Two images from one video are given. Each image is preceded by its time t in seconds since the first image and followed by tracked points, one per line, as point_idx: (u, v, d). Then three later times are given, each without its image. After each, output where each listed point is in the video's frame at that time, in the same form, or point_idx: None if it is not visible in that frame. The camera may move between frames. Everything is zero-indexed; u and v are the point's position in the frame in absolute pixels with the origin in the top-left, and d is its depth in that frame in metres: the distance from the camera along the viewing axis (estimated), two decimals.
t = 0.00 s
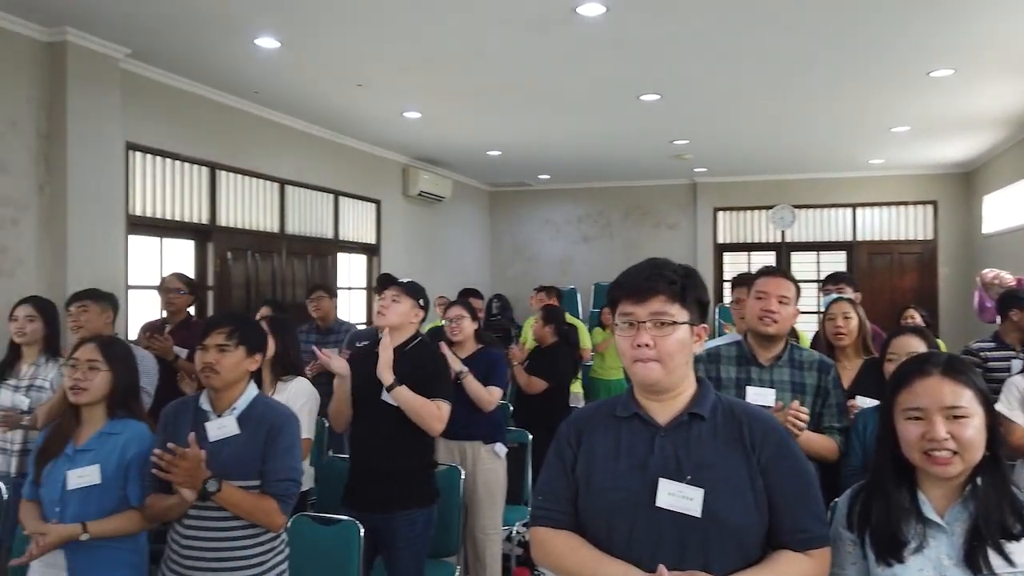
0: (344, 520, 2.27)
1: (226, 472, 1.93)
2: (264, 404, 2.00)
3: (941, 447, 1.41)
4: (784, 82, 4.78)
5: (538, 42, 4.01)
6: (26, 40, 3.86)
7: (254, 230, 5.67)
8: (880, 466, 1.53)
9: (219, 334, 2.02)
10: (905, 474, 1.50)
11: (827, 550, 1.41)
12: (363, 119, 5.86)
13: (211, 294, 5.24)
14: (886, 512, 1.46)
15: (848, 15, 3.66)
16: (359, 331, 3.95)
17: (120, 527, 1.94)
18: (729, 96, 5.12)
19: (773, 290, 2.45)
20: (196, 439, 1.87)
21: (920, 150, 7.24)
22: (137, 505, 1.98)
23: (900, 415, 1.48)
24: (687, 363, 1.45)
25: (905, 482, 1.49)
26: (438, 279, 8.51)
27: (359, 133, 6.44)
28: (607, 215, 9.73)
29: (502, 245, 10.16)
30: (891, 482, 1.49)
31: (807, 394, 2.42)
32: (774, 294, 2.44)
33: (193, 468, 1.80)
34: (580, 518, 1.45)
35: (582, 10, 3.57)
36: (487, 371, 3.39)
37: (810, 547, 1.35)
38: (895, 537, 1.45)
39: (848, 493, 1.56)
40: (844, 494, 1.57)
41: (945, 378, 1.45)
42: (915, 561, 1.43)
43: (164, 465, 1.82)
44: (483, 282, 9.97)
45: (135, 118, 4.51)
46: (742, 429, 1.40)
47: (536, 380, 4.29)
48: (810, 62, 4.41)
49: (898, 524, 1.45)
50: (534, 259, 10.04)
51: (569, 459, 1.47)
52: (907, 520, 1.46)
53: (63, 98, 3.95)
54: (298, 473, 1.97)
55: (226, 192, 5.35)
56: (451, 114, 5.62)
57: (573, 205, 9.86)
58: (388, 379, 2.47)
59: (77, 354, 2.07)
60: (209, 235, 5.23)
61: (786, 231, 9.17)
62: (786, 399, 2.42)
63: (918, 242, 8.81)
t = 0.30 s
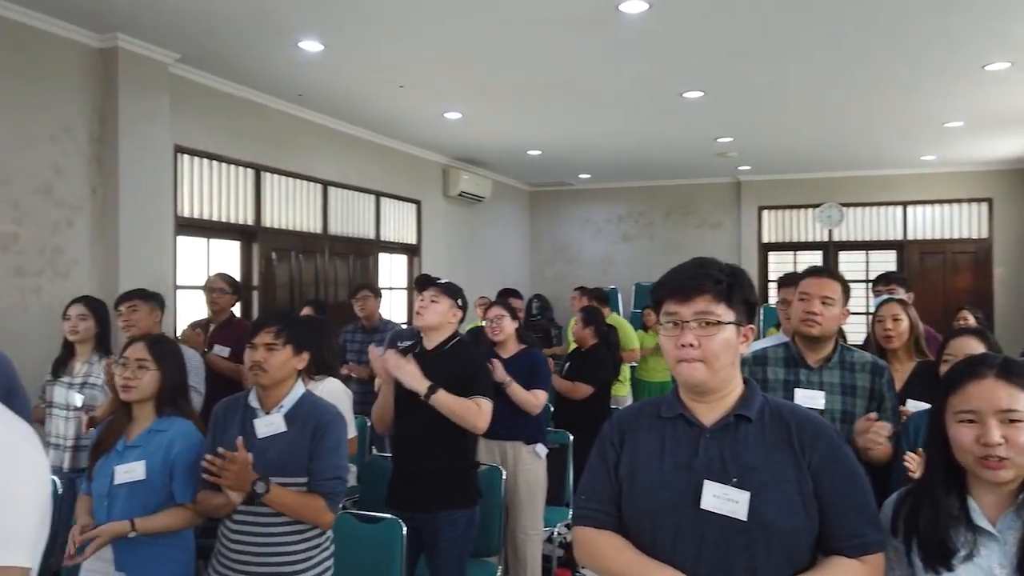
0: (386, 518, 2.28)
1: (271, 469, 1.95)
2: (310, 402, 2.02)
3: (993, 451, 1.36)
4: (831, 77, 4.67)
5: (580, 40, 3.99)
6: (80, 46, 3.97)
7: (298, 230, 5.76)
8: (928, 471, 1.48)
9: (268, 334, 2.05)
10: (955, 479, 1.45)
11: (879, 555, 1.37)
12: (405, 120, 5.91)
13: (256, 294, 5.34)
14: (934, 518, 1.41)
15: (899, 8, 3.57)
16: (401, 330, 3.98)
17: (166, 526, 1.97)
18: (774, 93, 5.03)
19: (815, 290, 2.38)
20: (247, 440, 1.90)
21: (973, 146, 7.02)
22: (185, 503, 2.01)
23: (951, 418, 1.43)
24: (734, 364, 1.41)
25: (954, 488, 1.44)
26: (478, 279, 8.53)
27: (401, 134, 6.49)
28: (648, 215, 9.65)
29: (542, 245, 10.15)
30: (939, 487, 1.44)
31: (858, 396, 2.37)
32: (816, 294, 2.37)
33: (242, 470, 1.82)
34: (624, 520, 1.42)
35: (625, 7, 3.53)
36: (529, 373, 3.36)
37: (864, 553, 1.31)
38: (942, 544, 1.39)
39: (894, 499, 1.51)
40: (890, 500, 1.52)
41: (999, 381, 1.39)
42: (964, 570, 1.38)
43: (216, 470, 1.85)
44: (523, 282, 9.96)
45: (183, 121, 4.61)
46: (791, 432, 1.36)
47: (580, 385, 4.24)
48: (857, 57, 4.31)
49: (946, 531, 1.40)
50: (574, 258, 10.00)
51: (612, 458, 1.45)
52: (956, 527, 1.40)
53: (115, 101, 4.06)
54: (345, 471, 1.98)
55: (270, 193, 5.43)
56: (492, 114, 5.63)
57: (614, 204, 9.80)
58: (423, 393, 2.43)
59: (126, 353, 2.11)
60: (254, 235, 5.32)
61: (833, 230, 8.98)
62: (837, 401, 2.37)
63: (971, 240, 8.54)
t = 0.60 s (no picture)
0: (427, 518, 2.29)
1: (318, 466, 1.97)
2: (357, 401, 2.05)
3: None
4: (878, 72, 4.57)
5: (620, 39, 3.96)
6: (129, 52, 4.08)
7: (339, 231, 5.82)
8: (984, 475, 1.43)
9: (314, 331, 2.07)
10: (1013, 484, 1.40)
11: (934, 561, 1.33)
12: (445, 121, 5.94)
13: (298, 294, 5.42)
14: (992, 525, 1.37)
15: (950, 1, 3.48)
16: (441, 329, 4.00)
17: (213, 520, 2.00)
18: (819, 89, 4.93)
19: (860, 290, 2.35)
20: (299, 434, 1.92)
21: None
22: (228, 500, 2.03)
23: (1011, 422, 1.38)
24: (781, 365, 1.39)
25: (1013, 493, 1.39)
26: (516, 279, 8.54)
27: (439, 135, 6.52)
28: (688, 214, 9.55)
29: (580, 245, 10.11)
30: (997, 491, 1.40)
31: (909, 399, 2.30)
32: (861, 294, 2.35)
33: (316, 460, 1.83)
34: (669, 519, 1.40)
35: (666, 4, 3.50)
36: (575, 372, 3.39)
37: (917, 558, 1.27)
38: (1002, 551, 1.35)
39: (947, 504, 1.47)
40: (943, 505, 1.48)
41: None
42: None
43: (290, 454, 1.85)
44: (560, 283, 9.94)
45: (227, 124, 4.69)
46: (843, 435, 1.33)
47: (622, 382, 4.22)
48: (906, 52, 4.20)
49: (1006, 537, 1.36)
50: (612, 259, 9.95)
51: (657, 458, 1.43)
52: (1015, 534, 1.36)
53: (162, 104, 4.15)
54: (390, 468, 2.00)
55: (312, 194, 5.51)
56: (531, 114, 5.62)
57: (653, 204, 9.72)
58: (473, 400, 2.42)
59: (176, 351, 2.17)
60: (296, 236, 5.39)
61: (878, 229, 8.79)
62: (886, 403, 2.31)
63: None
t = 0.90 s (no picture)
0: (464, 517, 2.31)
1: (358, 464, 2.00)
2: (397, 400, 2.07)
3: None
4: (922, 67, 4.47)
5: (656, 37, 3.93)
6: (173, 57, 4.16)
7: (375, 232, 5.88)
8: None
9: (356, 331, 2.09)
10: None
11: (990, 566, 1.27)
12: (480, 122, 5.95)
13: (335, 294, 5.48)
14: None
15: None
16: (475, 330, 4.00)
17: (258, 518, 2.04)
18: (861, 85, 4.84)
19: (897, 290, 2.29)
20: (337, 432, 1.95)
21: None
22: (273, 497, 2.06)
23: None
24: (827, 366, 1.37)
25: None
26: (551, 279, 8.53)
27: (474, 136, 6.55)
28: (724, 214, 9.46)
29: (614, 245, 10.06)
30: None
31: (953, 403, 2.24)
32: (898, 294, 2.29)
33: (330, 462, 1.86)
34: (710, 523, 1.39)
35: (704, 2, 3.47)
36: (613, 376, 3.36)
37: (967, 564, 1.24)
38: None
39: (1007, 510, 1.40)
40: (1003, 511, 1.41)
41: None
42: None
43: (306, 459, 1.89)
44: (594, 283, 9.90)
45: (266, 127, 4.77)
46: (891, 438, 1.31)
47: (664, 382, 4.17)
48: (953, 46, 4.11)
49: None
50: (646, 259, 9.89)
51: (698, 460, 1.42)
52: None
53: (204, 108, 4.23)
54: (426, 467, 2.01)
55: (349, 196, 5.57)
56: (566, 114, 5.61)
57: (688, 203, 9.64)
58: (513, 378, 2.46)
59: (219, 350, 2.20)
60: (333, 236, 5.46)
61: (921, 228, 8.60)
62: (930, 407, 2.26)
63: None
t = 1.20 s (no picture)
0: (499, 516, 2.31)
1: (396, 462, 2.02)
2: (432, 398, 2.08)
3: None
4: (963, 63, 4.38)
5: (690, 35, 3.90)
6: (209, 60, 4.23)
7: (407, 232, 5.92)
8: None
9: (392, 330, 2.11)
10: None
11: None
12: (512, 122, 5.96)
13: (368, 294, 5.54)
14: None
15: None
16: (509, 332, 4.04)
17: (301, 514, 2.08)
18: (899, 82, 4.76)
19: (936, 291, 2.29)
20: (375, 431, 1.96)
21: None
22: (314, 495, 2.10)
23: None
24: (872, 366, 1.35)
25: None
26: (582, 279, 8.52)
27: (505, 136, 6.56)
28: (758, 213, 9.36)
29: (645, 245, 10.01)
30: None
31: (997, 404, 2.18)
32: (937, 294, 2.28)
33: (369, 457, 1.88)
34: (751, 526, 1.38)
35: None
36: (646, 378, 3.34)
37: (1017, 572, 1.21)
38: None
39: None
40: None
41: None
42: None
43: (344, 453, 1.91)
44: (625, 283, 9.86)
45: (301, 129, 4.82)
46: (938, 442, 1.29)
47: (697, 382, 4.14)
48: (995, 41, 4.02)
49: None
50: (678, 258, 9.82)
51: (738, 462, 1.41)
52: None
53: (241, 111, 4.30)
54: (462, 466, 2.02)
55: (382, 196, 5.62)
56: (598, 114, 5.60)
57: (721, 203, 9.56)
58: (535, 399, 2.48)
59: (257, 350, 2.24)
60: (367, 237, 5.51)
61: (961, 227, 8.42)
62: (971, 409, 2.20)
63: None
